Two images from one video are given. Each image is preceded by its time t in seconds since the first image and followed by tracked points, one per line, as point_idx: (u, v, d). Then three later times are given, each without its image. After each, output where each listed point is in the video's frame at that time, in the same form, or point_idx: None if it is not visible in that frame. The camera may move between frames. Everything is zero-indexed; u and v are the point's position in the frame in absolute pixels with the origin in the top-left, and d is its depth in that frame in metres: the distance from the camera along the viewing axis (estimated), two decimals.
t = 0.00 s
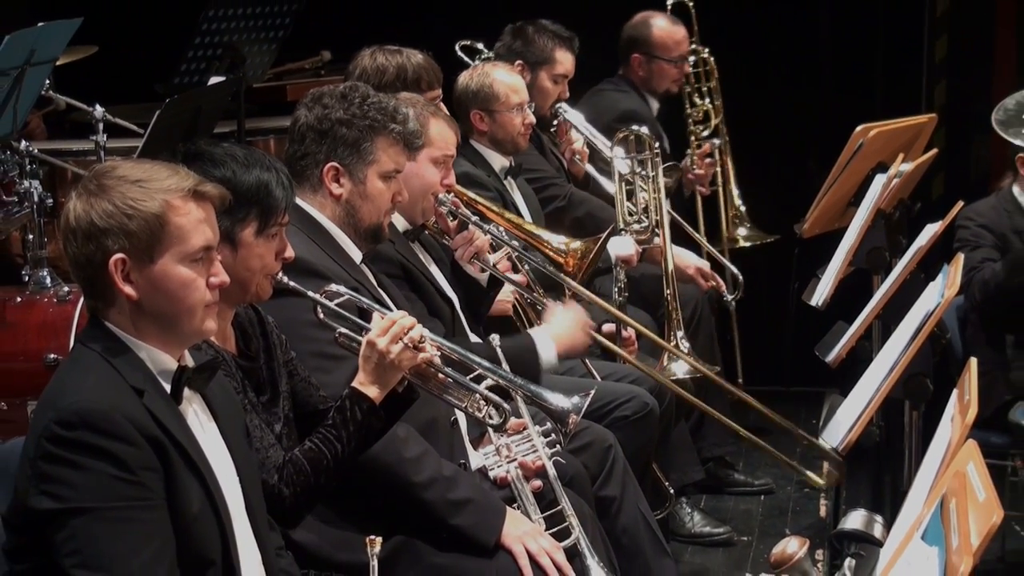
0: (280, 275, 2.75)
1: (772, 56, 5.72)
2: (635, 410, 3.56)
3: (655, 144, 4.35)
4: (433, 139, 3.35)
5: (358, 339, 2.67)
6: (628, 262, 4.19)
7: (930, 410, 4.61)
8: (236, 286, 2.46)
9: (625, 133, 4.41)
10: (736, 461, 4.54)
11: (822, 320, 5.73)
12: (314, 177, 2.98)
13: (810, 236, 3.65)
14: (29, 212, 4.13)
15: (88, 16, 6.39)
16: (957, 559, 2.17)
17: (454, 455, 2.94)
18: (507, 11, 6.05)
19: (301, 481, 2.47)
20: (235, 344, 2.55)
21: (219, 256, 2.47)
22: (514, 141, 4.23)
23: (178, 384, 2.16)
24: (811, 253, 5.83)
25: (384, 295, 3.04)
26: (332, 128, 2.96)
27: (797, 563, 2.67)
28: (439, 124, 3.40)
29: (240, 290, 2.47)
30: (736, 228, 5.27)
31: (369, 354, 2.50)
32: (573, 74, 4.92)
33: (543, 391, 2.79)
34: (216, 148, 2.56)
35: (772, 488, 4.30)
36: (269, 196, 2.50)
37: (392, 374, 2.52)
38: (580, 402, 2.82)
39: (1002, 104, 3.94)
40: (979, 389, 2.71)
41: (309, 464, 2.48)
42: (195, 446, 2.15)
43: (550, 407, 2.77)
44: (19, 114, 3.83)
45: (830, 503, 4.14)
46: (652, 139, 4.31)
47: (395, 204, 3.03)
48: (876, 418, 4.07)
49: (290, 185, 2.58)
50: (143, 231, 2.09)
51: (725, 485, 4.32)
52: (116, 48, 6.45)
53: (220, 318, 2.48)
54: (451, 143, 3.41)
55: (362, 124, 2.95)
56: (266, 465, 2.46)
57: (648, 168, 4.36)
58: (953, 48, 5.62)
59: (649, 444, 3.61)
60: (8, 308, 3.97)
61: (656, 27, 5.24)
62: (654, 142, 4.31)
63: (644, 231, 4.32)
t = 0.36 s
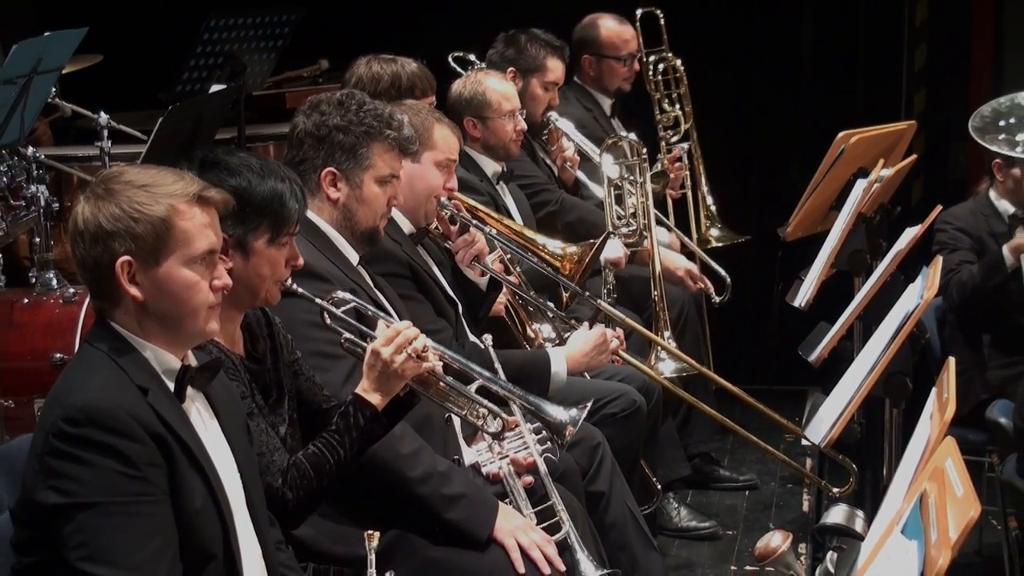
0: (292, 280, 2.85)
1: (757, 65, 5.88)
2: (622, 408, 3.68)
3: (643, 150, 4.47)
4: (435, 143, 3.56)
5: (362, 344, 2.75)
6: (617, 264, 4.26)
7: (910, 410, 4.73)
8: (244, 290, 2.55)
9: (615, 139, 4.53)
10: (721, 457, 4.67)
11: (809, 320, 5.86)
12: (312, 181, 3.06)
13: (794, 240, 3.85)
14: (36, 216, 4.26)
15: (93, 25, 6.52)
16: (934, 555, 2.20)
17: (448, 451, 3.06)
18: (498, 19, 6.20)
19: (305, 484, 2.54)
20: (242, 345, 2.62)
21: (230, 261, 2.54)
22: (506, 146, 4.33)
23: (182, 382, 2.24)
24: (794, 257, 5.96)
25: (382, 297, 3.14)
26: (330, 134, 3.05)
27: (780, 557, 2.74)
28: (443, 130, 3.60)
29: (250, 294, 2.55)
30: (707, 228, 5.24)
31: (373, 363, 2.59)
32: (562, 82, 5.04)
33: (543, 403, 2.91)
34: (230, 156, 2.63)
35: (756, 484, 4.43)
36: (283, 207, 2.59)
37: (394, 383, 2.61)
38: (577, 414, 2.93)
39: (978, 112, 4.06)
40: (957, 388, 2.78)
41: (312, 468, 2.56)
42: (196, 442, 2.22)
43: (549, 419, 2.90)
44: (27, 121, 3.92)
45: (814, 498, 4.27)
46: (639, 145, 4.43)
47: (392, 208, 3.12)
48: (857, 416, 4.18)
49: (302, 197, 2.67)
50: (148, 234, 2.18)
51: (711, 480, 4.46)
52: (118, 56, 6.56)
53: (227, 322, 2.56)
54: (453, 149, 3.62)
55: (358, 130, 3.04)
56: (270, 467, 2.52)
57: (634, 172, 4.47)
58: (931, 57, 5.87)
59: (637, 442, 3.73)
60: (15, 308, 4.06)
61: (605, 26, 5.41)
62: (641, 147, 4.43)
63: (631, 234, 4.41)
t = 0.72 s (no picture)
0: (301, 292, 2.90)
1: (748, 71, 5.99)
2: (613, 407, 3.78)
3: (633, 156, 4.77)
4: (439, 149, 3.70)
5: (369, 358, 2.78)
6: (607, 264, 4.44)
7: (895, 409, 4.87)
8: (256, 302, 2.60)
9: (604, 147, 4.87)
10: (709, 454, 4.79)
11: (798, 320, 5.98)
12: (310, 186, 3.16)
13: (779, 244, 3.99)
14: (45, 220, 4.39)
15: (98, 33, 6.62)
16: (916, 548, 2.19)
17: (443, 447, 3.14)
18: (493, 23, 6.26)
19: (304, 495, 2.64)
20: (251, 352, 2.68)
21: (243, 273, 2.59)
22: (499, 152, 4.42)
23: (185, 382, 2.31)
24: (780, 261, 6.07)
25: (380, 299, 3.23)
26: (330, 140, 3.14)
27: (766, 550, 2.75)
28: (447, 137, 3.73)
29: (262, 306, 2.61)
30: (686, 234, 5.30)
31: (378, 381, 2.65)
32: (543, 77, 5.13)
33: (543, 430, 2.91)
34: (252, 171, 2.67)
35: (743, 480, 4.56)
36: (301, 225, 2.64)
37: (396, 402, 2.67)
38: (576, 442, 2.92)
39: (960, 119, 4.17)
40: (937, 387, 2.86)
41: (312, 479, 2.65)
42: (199, 440, 2.30)
43: (547, 445, 2.89)
44: (35, 129, 4.03)
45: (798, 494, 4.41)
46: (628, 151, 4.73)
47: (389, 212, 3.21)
48: (841, 415, 4.30)
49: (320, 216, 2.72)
50: (155, 237, 2.25)
51: (698, 476, 4.59)
52: (122, 63, 6.67)
53: (237, 330, 2.62)
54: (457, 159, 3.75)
55: (356, 136, 3.13)
56: (273, 477, 2.60)
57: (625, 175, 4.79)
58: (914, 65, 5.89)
59: (626, 440, 3.85)
60: (24, 309, 4.16)
61: (585, 33, 5.47)
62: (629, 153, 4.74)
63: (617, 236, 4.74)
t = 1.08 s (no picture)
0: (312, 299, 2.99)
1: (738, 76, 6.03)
2: (606, 403, 3.87)
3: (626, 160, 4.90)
4: (447, 155, 3.77)
5: (377, 366, 2.88)
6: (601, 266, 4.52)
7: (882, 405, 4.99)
8: (272, 309, 2.68)
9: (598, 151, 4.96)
10: (700, 452, 4.90)
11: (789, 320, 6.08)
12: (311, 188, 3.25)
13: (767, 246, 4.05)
14: (53, 222, 4.48)
15: (101, 38, 6.70)
16: (901, 542, 2.15)
17: (441, 444, 3.23)
18: (489, 28, 6.34)
19: (309, 500, 2.71)
20: (262, 355, 2.76)
21: (260, 282, 2.66)
22: (495, 156, 4.50)
23: (190, 380, 2.38)
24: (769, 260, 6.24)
25: (379, 299, 3.31)
26: (330, 144, 3.22)
27: (756, 545, 2.72)
28: (455, 144, 3.82)
29: (278, 313, 2.68)
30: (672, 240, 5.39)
31: (386, 392, 2.73)
32: (520, 73, 5.31)
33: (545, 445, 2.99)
34: (271, 180, 2.73)
35: (734, 475, 4.68)
36: (318, 235, 2.71)
37: (403, 412, 2.75)
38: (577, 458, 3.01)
39: (944, 123, 4.26)
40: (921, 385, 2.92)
41: (317, 483, 2.73)
42: (204, 436, 2.36)
43: (548, 460, 2.97)
44: (44, 134, 4.09)
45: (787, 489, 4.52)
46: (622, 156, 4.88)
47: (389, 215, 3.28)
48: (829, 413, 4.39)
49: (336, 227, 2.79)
50: (160, 238, 2.33)
51: (691, 473, 4.70)
52: (125, 68, 6.74)
53: (250, 335, 2.71)
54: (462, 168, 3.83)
55: (356, 141, 3.21)
56: (280, 482, 2.67)
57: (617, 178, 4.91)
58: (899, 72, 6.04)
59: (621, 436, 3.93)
60: (32, 309, 4.25)
61: (577, 38, 5.58)
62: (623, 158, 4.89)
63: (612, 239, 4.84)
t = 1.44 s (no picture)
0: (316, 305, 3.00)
1: (735, 76, 6.05)
2: (603, 403, 3.88)
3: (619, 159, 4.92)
4: (455, 160, 3.77)
5: (378, 375, 2.86)
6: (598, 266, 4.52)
7: (879, 404, 4.99)
8: (276, 314, 2.67)
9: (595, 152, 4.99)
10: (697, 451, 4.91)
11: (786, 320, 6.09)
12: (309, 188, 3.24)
13: (765, 246, 4.05)
14: (50, 222, 4.49)
15: (100, 38, 6.70)
16: (898, 542, 2.14)
17: (439, 445, 3.25)
18: (487, 28, 6.34)
19: (304, 506, 2.70)
20: (264, 357, 2.76)
21: (265, 287, 2.66)
22: (493, 155, 4.50)
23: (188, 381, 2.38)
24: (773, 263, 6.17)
25: (376, 299, 3.32)
26: (327, 145, 3.22)
27: (753, 545, 2.70)
28: (463, 150, 3.81)
29: (282, 317, 2.68)
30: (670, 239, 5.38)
31: (386, 402, 2.73)
32: (509, 68, 5.28)
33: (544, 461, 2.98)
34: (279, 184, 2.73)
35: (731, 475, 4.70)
36: (327, 242, 2.69)
37: (402, 423, 2.75)
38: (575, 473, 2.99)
39: (941, 122, 4.26)
40: (921, 386, 2.87)
41: (313, 490, 2.71)
42: (201, 437, 2.36)
43: (546, 476, 2.96)
44: (40, 133, 4.10)
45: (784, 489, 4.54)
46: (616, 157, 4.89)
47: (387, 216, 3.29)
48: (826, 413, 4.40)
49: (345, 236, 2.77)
50: (159, 239, 2.33)
51: (689, 473, 4.71)
52: (122, 68, 6.74)
53: (252, 339, 2.71)
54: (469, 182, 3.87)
55: (354, 141, 3.21)
56: (276, 488, 2.66)
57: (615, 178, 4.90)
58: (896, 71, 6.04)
59: (618, 435, 3.94)
60: (29, 310, 4.25)
61: (578, 38, 5.58)
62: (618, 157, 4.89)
63: (610, 240, 4.83)
